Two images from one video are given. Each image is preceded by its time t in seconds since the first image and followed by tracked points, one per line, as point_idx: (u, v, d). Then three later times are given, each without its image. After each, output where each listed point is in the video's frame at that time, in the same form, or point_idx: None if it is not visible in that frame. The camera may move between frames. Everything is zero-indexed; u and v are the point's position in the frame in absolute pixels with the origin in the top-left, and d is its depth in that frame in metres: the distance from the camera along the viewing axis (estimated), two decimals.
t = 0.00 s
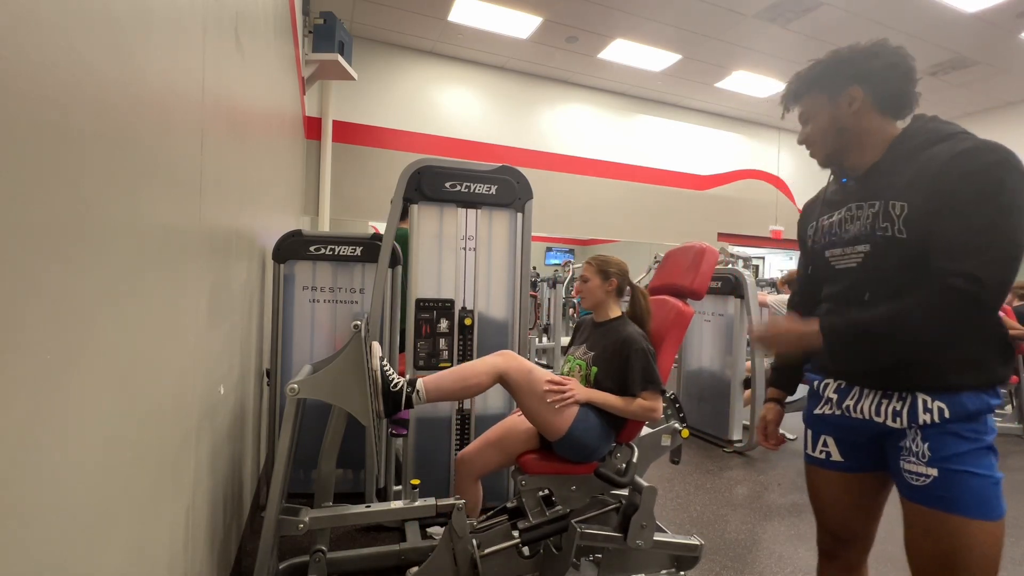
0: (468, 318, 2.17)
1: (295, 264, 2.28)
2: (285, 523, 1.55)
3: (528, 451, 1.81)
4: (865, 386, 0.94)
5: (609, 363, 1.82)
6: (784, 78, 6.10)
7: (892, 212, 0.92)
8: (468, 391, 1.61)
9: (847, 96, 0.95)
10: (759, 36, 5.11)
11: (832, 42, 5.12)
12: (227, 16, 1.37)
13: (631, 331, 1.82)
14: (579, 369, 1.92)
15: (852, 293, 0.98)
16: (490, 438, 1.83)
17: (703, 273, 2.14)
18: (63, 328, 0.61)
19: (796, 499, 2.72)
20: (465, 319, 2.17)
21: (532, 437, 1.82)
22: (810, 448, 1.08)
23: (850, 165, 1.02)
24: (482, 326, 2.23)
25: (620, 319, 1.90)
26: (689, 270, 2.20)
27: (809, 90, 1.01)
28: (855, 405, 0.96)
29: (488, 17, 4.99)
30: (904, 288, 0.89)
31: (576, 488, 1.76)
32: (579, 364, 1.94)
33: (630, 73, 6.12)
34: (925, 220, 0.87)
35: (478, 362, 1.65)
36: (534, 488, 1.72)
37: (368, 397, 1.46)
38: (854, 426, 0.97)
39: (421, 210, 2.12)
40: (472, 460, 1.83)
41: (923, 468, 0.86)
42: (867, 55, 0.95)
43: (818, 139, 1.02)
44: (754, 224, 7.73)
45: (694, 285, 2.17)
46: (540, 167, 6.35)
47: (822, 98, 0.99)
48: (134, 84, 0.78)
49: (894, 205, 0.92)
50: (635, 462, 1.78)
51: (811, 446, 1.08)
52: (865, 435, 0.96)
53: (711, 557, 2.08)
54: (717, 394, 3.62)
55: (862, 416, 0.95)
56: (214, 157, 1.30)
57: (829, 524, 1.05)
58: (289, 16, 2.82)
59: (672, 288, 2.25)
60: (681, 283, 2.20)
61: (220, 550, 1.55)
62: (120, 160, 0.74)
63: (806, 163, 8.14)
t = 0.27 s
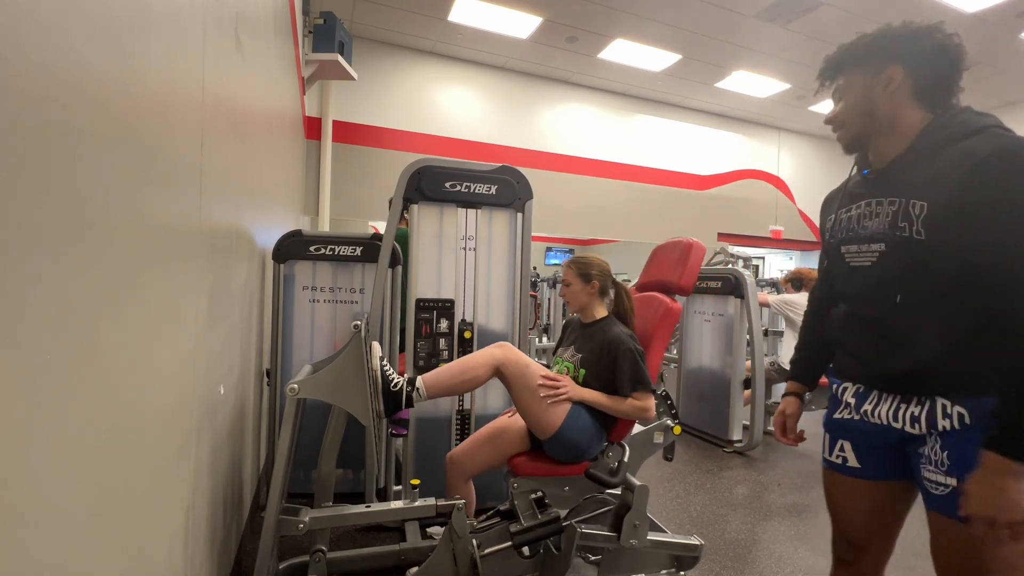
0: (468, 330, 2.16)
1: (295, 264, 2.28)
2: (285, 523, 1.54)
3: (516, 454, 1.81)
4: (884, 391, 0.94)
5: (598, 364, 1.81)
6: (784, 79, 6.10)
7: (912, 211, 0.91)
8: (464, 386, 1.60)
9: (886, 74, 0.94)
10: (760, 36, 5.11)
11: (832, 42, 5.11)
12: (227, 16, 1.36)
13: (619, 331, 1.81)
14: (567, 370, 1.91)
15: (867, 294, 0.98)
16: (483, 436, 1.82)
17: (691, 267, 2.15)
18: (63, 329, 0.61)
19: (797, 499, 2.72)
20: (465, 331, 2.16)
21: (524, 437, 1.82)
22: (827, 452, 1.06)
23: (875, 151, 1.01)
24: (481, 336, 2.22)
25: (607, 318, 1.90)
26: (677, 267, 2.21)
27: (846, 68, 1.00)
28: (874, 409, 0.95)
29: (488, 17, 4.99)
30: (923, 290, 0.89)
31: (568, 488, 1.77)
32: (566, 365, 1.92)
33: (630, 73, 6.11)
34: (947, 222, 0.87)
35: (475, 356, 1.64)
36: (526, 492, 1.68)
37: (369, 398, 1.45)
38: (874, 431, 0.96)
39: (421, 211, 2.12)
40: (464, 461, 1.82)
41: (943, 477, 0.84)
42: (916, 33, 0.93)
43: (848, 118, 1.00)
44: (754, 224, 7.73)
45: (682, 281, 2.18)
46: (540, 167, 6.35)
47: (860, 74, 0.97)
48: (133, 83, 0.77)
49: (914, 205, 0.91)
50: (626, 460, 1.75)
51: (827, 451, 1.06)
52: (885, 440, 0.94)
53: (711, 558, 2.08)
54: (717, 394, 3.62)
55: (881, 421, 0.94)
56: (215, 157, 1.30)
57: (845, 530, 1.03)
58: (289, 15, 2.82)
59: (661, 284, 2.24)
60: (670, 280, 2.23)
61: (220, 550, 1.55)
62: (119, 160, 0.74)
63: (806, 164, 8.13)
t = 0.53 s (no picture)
0: (468, 340, 2.17)
1: (295, 264, 2.28)
2: (285, 523, 1.55)
3: (511, 455, 1.80)
4: (906, 392, 0.93)
5: (589, 366, 1.81)
6: (783, 78, 6.11)
7: (969, 204, 0.86)
8: (463, 382, 1.60)
9: (940, 58, 0.87)
10: (759, 36, 5.11)
11: (832, 41, 5.12)
12: (227, 16, 1.37)
13: (609, 331, 1.81)
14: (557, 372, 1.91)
15: (910, 291, 0.94)
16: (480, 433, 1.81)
17: (682, 264, 2.16)
18: (63, 329, 0.61)
19: (796, 499, 2.72)
20: (465, 340, 2.16)
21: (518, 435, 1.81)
22: (845, 455, 1.06)
23: (925, 140, 0.93)
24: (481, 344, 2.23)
25: (597, 319, 1.90)
26: (667, 264, 2.21)
27: (896, 50, 0.92)
28: (894, 412, 0.95)
29: (488, 17, 4.99)
30: (981, 289, 0.84)
31: (564, 489, 1.75)
32: (557, 366, 1.93)
33: (630, 73, 6.12)
34: (1003, 220, 0.82)
35: (475, 351, 1.64)
36: (521, 493, 1.70)
37: (369, 398, 1.46)
38: (895, 435, 0.95)
39: (421, 211, 2.13)
40: (456, 464, 1.82)
41: (963, 483, 0.83)
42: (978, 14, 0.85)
43: (895, 104, 0.93)
44: (754, 224, 7.73)
45: (673, 279, 2.19)
46: (540, 167, 6.35)
47: (910, 57, 0.90)
48: (133, 84, 0.78)
49: (970, 198, 0.86)
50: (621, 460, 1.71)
51: (845, 454, 1.06)
52: (906, 444, 0.94)
53: (711, 558, 2.08)
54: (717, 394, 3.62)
55: (901, 424, 0.93)
56: (214, 157, 1.30)
57: (854, 535, 1.03)
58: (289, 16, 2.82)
59: (652, 282, 2.25)
60: (661, 277, 2.22)
61: (220, 550, 1.55)
62: (120, 159, 0.74)
63: (806, 163, 8.13)
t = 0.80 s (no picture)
0: (468, 336, 2.16)
1: (295, 264, 2.28)
2: (285, 523, 1.54)
3: (512, 455, 1.79)
4: (916, 389, 0.89)
5: (593, 366, 1.80)
6: (784, 79, 6.11)
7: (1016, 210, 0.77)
8: (463, 382, 1.60)
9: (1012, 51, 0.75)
10: (760, 36, 5.11)
11: (832, 41, 5.11)
12: (227, 16, 1.36)
13: (615, 332, 1.80)
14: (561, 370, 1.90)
15: (933, 292, 0.87)
16: (484, 434, 1.81)
17: (686, 265, 2.15)
18: (63, 330, 0.61)
19: (797, 499, 2.72)
20: (465, 337, 2.16)
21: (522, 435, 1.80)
22: (841, 447, 1.02)
23: (979, 136, 0.84)
24: (481, 340, 2.23)
25: (601, 319, 1.89)
26: (671, 266, 2.21)
27: (971, 32, 0.79)
28: (900, 407, 0.90)
29: (488, 17, 4.99)
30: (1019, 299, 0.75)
31: (565, 489, 1.76)
32: (561, 365, 1.92)
33: (631, 73, 6.11)
34: None
35: (475, 352, 1.64)
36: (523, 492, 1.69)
37: (368, 397, 1.45)
38: (898, 431, 0.91)
39: (421, 211, 2.12)
40: (459, 463, 1.82)
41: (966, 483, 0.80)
42: None
43: (956, 100, 0.82)
44: (754, 224, 7.74)
45: (677, 280, 2.18)
46: (540, 167, 6.35)
47: (980, 45, 0.78)
48: (133, 83, 0.77)
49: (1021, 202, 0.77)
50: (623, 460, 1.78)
51: (842, 445, 1.02)
52: (908, 441, 0.90)
53: (711, 558, 2.08)
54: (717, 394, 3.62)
55: (906, 420, 0.89)
56: (214, 157, 1.29)
57: (839, 528, 1.01)
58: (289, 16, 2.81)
59: (656, 282, 2.25)
60: (665, 278, 2.22)
61: (220, 550, 1.55)
62: (119, 157, 0.73)
63: (806, 163, 8.14)
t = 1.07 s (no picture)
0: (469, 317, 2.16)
1: (295, 264, 2.28)
2: (285, 523, 1.54)
3: (525, 453, 1.81)
4: (929, 391, 0.89)
5: (611, 364, 1.81)
6: (784, 79, 6.10)
7: None
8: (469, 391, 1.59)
9: None
10: (760, 36, 5.11)
11: (833, 41, 5.11)
12: (227, 16, 1.36)
13: (634, 332, 1.80)
14: (579, 367, 1.91)
15: (947, 295, 0.88)
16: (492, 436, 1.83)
17: (703, 273, 2.16)
18: (63, 330, 0.60)
19: (797, 499, 2.71)
20: (465, 318, 2.16)
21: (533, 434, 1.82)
22: (850, 441, 1.02)
23: (995, 137, 0.84)
24: (482, 324, 2.22)
25: (621, 319, 1.89)
26: (688, 272, 2.22)
27: (989, 34, 0.80)
28: (916, 408, 0.90)
29: (488, 17, 4.99)
30: None
31: (575, 488, 1.76)
32: (579, 362, 1.92)
33: (631, 73, 6.11)
34: None
35: (477, 363, 1.63)
36: (534, 488, 1.71)
37: (368, 397, 1.45)
38: (912, 430, 0.91)
39: (421, 210, 2.12)
40: (473, 462, 1.83)
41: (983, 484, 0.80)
42: None
43: (973, 97, 0.82)
44: (754, 224, 7.74)
45: (694, 286, 2.19)
46: (540, 167, 6.34)
47: (1002, 43, 0.78)
48: (133, 84, 0.77)
49: None
50: (636, 461, 1.78)
51: (850, 440, 1.02)
52: (922, 441, 0.90)
53: (711, 558, 2.08)
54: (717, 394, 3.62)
55: (922, 421, 0.89)
56: (214, 157, 1.29)
57: (843, 519, 1.01)
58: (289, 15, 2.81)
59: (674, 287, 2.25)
60: (683, 284, 2.22)
61: (220, 550, 1.55)
62: (119, 156, 0.73)
63: (806, 163, 8.13)
